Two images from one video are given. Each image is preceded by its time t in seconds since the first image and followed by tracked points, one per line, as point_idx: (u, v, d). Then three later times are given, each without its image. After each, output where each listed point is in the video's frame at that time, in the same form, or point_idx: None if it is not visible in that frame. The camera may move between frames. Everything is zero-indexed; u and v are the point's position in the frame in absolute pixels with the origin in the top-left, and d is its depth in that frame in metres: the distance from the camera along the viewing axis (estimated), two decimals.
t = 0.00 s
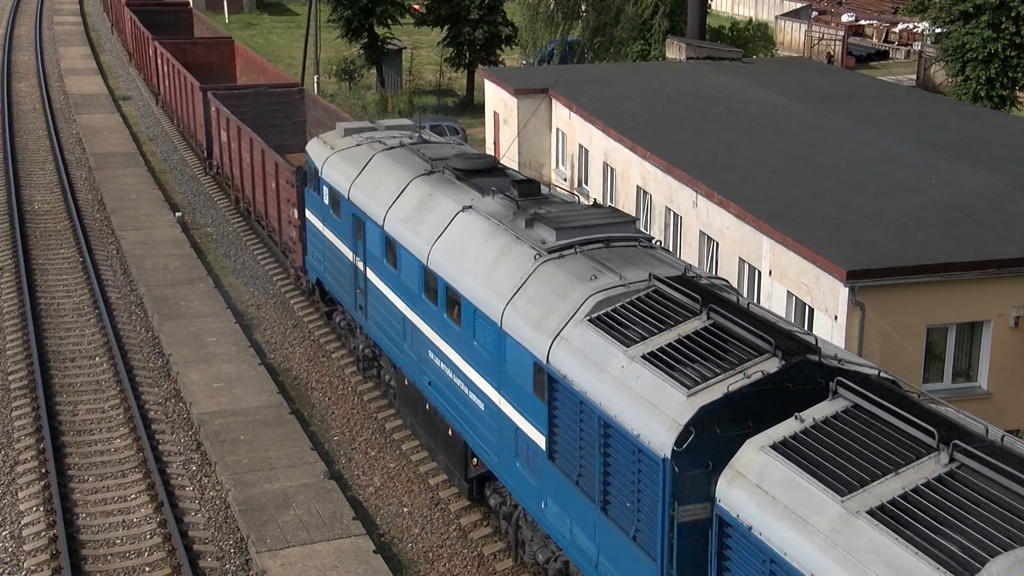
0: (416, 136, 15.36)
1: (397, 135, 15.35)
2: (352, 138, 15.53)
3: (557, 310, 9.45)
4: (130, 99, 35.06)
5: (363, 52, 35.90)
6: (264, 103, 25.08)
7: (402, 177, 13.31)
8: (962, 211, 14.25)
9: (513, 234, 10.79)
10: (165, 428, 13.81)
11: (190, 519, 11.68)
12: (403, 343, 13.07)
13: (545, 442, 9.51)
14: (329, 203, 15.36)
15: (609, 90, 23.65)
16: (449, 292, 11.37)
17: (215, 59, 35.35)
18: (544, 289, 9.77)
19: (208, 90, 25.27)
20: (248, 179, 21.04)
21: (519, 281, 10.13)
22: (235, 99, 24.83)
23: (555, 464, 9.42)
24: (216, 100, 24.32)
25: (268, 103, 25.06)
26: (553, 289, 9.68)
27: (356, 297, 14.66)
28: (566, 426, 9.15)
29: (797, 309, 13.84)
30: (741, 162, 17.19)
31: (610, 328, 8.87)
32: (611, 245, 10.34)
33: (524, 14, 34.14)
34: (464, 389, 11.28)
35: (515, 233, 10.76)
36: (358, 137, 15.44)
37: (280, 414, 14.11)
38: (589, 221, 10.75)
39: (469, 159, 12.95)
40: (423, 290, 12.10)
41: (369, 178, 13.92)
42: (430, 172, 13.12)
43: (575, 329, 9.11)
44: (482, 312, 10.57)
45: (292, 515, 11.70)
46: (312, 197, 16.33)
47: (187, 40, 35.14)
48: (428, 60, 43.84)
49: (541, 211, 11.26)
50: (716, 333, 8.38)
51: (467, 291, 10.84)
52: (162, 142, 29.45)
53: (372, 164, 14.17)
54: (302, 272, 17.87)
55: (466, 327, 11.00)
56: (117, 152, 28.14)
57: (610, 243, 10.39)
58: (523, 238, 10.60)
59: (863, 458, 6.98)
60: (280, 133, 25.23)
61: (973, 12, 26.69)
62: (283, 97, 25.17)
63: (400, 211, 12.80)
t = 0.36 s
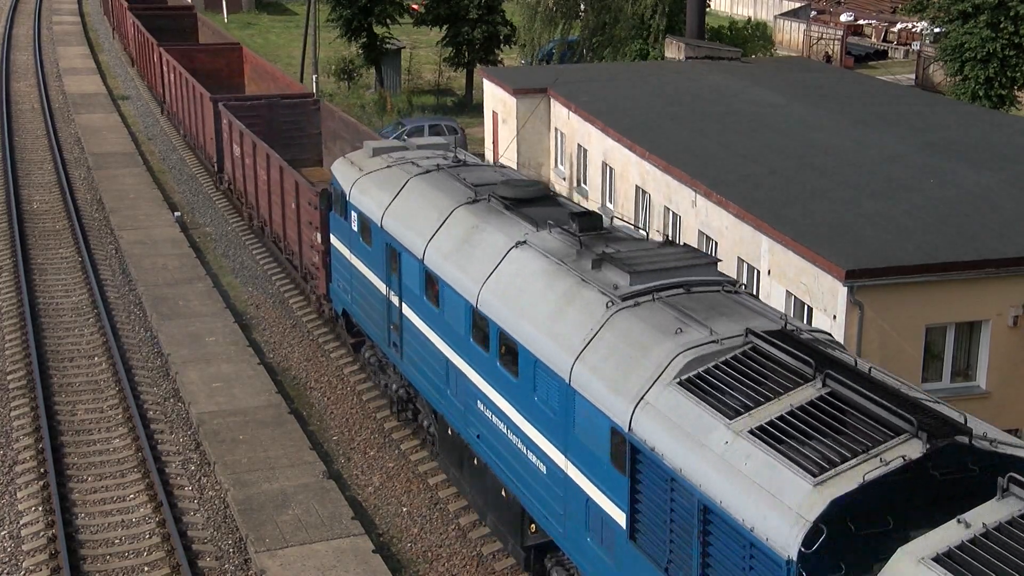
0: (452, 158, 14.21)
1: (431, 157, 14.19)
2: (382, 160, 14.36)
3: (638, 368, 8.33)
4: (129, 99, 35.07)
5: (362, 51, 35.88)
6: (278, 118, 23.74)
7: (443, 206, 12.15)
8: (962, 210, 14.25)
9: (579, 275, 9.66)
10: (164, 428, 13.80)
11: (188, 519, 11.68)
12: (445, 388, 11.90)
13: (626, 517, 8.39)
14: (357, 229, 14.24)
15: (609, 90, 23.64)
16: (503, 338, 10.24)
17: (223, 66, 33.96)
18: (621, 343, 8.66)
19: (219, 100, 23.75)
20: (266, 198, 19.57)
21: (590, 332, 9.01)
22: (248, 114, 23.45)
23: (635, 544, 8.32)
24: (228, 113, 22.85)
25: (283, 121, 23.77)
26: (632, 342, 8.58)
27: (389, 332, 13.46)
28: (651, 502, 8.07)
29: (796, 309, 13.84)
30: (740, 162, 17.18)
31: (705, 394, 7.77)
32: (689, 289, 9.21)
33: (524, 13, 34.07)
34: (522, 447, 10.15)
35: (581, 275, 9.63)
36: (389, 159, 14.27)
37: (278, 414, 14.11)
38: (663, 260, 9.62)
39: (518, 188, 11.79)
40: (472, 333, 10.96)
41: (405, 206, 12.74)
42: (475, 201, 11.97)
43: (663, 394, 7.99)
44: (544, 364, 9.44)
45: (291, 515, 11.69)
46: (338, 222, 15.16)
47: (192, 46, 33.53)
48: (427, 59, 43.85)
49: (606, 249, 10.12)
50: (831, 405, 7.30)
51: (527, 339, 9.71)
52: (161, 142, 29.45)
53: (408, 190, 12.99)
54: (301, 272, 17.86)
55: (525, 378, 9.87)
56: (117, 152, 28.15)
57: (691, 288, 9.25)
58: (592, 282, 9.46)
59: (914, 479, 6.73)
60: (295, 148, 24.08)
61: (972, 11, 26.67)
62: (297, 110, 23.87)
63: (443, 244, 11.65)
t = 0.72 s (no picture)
0: (495, 182, 12.97)
1: (472, 182, 12.96)
2: (419, 184, 13.08)
3: (750, 448, 7.08)
4: (129, 99, 35.07)
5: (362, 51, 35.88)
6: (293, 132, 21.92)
7: (494, 240, 10.89)
8: (962, 210, 14.26)
9: (666, 330, 8.41)
10: (165, 428, 13.79)
11: (189, 519, 11.68)
12: (498, 445, 10.57)
13: None
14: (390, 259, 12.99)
15: (609, 90, 23.65)
16: (573, 396, 9.00)
17: (232, 76, 31.49)
18: (723, 413, 7.43)
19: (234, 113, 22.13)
20: (286, 220, 18.19)
21: (686, 399, 7.75)
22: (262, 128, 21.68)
23: None
24: (243, 125, 21.13)
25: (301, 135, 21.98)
26: (738, 417, 7.32)
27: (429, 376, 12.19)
28: None
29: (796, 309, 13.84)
30: (740, 162, 17.18)
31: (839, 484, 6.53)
32: (796, 348, 7.98)
33: (525, 13, 34.19)
34: (589, 513, 8.95)
35: (667, 330, 8.39)
36: (427, 184, 13.00)
37: (279, 414, 14.11)
38: (762, 312, 8.38)
39: (581, 221, 10.53)
40: (532, 387, 9.72)
41: (450, 239, 11.47)
42: (530, 234, 10.72)
43: (785, 482, 6.74)
44: (629, 433, 8.17)
45: (291, 515, 11.69)
46: (370, 251, 13.88)
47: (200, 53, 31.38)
48: (427, 59, 43.86)
49: (692, 297, 8.87)
50: (998, 506, 6.14)
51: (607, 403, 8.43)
52: (161, 142, 29.46)
53: (452, 220, 11.72)
54: (301, 271, 17.86)
55: (602, 447, 8.62)
56: (117, 152, 28.14)
57: (796, 346, 8.01)
58: (681, 338, 8.22)
59: None
60: (312, 163, 22.22)
61: (973, 11, 26.68)
62: (316, 122, 22.07)
63: (496, 284, 10.39)
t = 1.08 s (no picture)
0: (546, 212, 11.86)
1: (521, 211, 11.85)
2: (464, 215, 11.94)
3: (901, 555, 5.88)
4: (129, 99, 35.11)
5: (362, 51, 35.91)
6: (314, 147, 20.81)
7: (556, 282, 9.74)
8: (961, 210, 14.26)
9: (778, 402, 7.19)
10: (164, 427, 13.79)
11: (189, 519, 11.68)
12: (566, 516, 9.37)
13: None
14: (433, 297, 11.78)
15: (609, 90, 23.67)
16: (664, 471, 7.81)
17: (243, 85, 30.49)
18: (857, 508, 6.27)
19: (249, 127, 20.74)
20: (309, 244, 16.87)
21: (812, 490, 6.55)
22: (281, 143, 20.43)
23: None
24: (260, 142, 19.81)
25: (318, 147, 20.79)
26: (881, 517, 6.13)
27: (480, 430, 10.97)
28: None
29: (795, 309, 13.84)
30: (740, 162, 17.18)
31: None
32: (941, 429, 6.71)
33: (525, 14, 34.09)
34: None
35: (780, 400, 7.19)
36: (473, 215, 11.85)
37: (278, 414, 14.11)
38: (896, 382, 7.13)
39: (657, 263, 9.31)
40: (610, 455, 8.54)
41: (505, 280, 10.31)
42: (599, 277, 9.56)
43: None
44: (739, 523, 6.96)
45: (290, 514, 11.70)
46: (407, 286, 12.72)
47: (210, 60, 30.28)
48: (427, 59, 43.90)
49: (804, 361, 7.64)
50: None
51: (712, 487, 7.22)
52: (161, 142, 29.48)
53: (506, 258, 10.56)
54: (301, 272, 17.86)
55: (700, 536, 7.41)
56: (116, 152, 28.15)
57: (941, 426, 6.77)
58: (800, 413, 7.00)
59: None
60: (332, 181, 21.19)
61: (972, 12, 26.70)
62: (336, 137, 20.97)
63: (564, 335, 9.22)
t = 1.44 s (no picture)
0: (609, 249, 10.71)
1: (581, 247, 10.69)
2: (518, 251, 10.74)
3: None
4: (130, 98, 35.12)
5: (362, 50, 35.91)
6: (336, 163, 19.26)
7: (637, 336, 8.54)
8: (961, 209, 14.26)
9: (940, 501, 5.95)
10: (165, 426, 13.79)
11: (189, 518, 11.69)
12: None
13: None
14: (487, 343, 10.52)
15: (609, 89, 23.67)
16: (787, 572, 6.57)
17: (253, 94, 28.12)
18: None
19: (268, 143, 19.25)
20: (336, 272, 15.55)
21: None
22: (301, 158, 18.90)
23: None
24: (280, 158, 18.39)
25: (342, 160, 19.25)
26: None
27: (546, 493, 9.72)
28: None
29: (796, 308, 13.85)
30: (740, 161, 17.16)
31: None
32: None
33: (524, 12, 33.88)
34: None
35: (940, 498, 5.97)
36: (528, 251, 10.67)
37: (279, 413, 14.12)
38: None
39: (757, 318, 8.11)
40: (716, 547, 7.29)
41: (576, 330, 9.09)
42: (689, 332, 8.33)
43: None
44: None
45: (291, 513, 11.71)
46: (453, 326, 11.47)
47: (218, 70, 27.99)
48: (427, 58, 43.93)
49: (961, 449, 6.39)
50: None
51: None
52: (161, 140, 29.49)
53: (574, 303, 9.36)
54: (302, 271, 17.87)
55: None
56: (117, 151, 28.16)
57: None
58: (971, 518, 5.74)
59: None
60: (354, 199, 19.59)
61: (973, 11, 26.71)
62: (360, 151, 19.38)
63: (651, 399, 8.00)
